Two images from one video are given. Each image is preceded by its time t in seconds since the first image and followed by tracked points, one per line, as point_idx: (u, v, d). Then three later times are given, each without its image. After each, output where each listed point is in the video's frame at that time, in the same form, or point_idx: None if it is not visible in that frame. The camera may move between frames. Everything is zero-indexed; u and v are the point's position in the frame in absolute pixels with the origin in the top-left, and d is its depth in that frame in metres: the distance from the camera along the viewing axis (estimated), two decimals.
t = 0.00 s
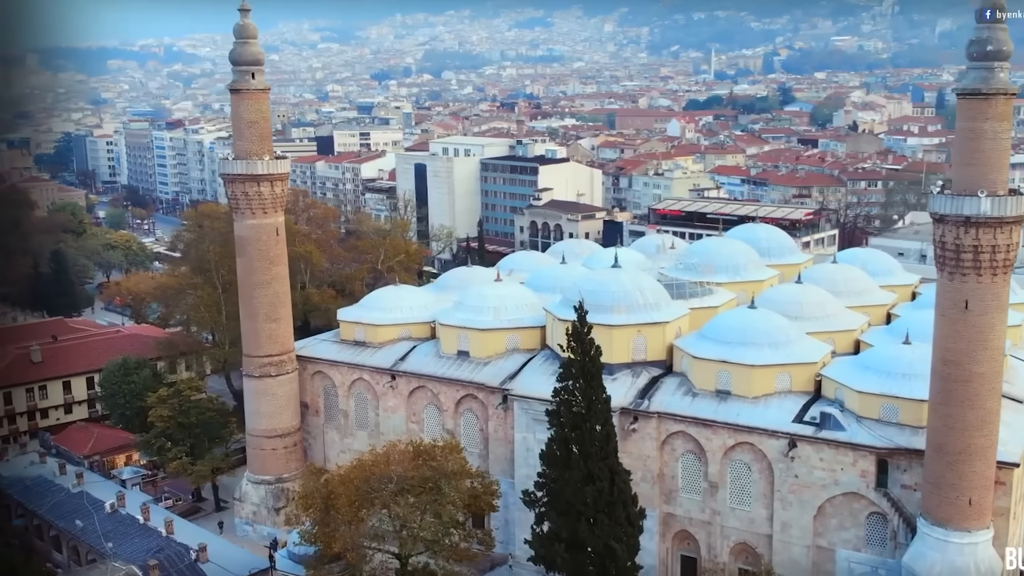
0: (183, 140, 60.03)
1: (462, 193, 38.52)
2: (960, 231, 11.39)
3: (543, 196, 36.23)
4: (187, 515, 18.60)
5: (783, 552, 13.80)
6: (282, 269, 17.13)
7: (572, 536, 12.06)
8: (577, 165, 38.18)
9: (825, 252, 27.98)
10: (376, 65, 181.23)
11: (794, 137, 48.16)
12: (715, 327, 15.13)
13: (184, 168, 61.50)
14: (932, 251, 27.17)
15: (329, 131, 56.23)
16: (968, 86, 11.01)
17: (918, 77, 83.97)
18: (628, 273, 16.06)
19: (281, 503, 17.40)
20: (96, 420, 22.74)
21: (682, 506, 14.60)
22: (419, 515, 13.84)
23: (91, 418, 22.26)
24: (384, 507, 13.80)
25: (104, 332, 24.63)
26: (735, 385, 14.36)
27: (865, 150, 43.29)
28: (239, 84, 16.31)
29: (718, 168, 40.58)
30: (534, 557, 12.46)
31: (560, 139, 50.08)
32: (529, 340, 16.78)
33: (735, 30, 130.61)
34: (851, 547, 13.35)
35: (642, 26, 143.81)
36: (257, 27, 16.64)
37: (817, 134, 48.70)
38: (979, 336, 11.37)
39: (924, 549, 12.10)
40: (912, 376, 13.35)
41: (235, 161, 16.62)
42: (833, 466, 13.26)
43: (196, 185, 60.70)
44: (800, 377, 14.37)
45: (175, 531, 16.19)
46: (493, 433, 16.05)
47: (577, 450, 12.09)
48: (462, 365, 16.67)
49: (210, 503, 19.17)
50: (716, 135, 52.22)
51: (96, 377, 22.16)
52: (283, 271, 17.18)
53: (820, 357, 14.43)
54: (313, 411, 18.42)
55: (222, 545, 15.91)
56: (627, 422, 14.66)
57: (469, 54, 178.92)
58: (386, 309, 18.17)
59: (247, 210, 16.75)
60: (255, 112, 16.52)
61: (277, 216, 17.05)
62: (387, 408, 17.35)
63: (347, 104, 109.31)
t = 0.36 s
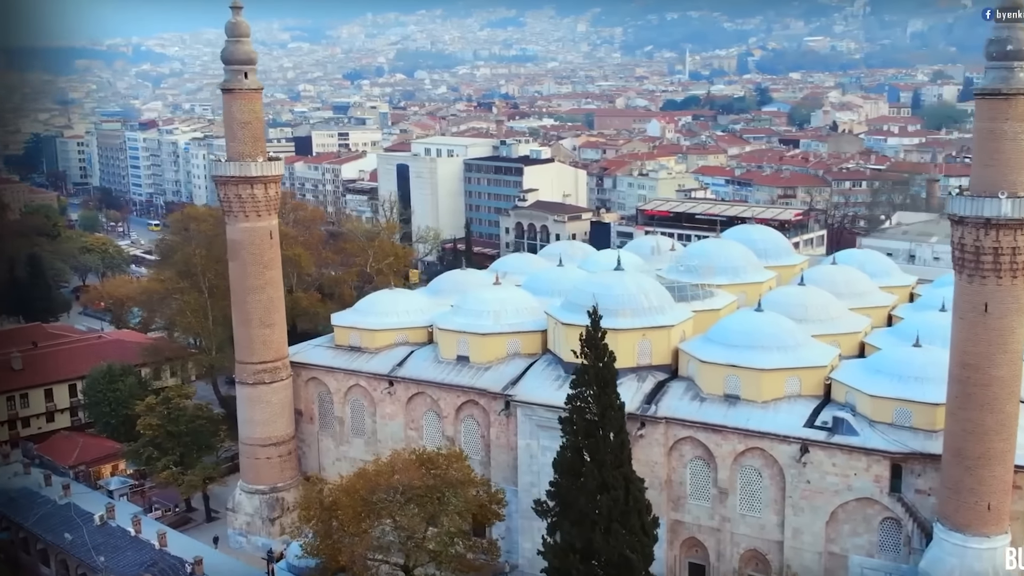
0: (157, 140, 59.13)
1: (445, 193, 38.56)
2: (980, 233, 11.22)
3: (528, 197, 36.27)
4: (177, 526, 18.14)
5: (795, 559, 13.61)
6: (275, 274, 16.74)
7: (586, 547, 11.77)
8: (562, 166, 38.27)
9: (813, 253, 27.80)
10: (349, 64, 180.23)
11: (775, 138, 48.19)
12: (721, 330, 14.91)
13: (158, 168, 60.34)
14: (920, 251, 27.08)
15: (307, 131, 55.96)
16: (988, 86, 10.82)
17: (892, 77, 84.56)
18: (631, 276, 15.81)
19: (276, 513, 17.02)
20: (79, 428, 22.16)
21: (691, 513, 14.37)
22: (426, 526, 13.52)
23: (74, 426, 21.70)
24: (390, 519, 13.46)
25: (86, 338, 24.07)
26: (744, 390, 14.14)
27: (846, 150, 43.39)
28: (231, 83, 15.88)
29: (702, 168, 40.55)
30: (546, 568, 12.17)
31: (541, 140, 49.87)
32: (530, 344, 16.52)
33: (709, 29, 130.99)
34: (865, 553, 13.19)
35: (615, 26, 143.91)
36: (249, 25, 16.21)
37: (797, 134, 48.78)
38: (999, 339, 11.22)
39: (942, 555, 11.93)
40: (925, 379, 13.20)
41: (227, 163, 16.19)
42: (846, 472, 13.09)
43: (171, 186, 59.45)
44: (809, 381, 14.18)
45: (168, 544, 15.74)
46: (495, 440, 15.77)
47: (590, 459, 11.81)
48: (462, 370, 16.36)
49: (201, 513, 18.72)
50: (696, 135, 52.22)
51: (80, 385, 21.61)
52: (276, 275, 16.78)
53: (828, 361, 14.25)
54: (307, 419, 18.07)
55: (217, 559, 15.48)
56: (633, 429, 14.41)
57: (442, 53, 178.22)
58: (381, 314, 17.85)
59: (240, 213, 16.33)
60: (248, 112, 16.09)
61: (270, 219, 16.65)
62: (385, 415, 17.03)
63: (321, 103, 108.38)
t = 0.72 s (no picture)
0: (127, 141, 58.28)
1: (424, 195, 38.71)
2: (993, 234, 11.11)
3: (509, 198, 36.45)
4: (163, 537, 17.70)
5: (801, 565, 13.48)
6: (264, 279, 16.36)
7: (597, 557, 11.52)
8: (542, 167, 38.54)
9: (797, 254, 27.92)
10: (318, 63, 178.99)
11: (752, 138, 48.39)
12: (722, 332, 14.75)
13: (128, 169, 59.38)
14: (903, 251, 27.40)
15: (280, 130, 55.70)
16: (1001, 86, 10.70)
17: (862, 77, 85.51)
18: (628, 279, 15.60)
19: (267, 524, 16.62)
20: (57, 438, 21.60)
21: (694, 519, 14.19)
22: (426, 537, 13.28)
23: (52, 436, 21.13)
24: (391, 531, 13.22)
25: (62, 345, 23.49)
26: (747, 394, 13.97)
27: (822, 151, 43.68)
28: (219, 83, 15.49)
29: (681, 169, 40.68)
30: None
31: (518, 140, 49.77)
32: (526, 349, 16.28)
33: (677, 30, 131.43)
34: (872, 558, 13.08)
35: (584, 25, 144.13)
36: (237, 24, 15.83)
37: (773, 134, 49.01)
38: (1012, 342, 11.12)
39: (953, 561, 11.82)
40: (931, 382, 13.10)
41: (215, 166, 15.82)
42: (854, 476, 12.96)
43: (140, 188, 57.62)
44: (812, 385, 14.04)
45: (156, 557, 15.30)
46: (493, 447, 15.52)
47: (601, 468, 11.55)
48: (457, 376, 16.09)
49: (187, 523, 18.29)
50: (673, 135, 52.31)
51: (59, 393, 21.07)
52: (265, 280, 16.40)
53: (832, 364, 14.13)
54: (297, 427, 17.71)
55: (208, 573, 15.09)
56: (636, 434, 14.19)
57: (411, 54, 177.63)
58: (373, 319, 17.55)
59: (228, 217, 15.95)
60: (237, 114, 15.72)
61: (260, 223, 16.30)
62: (379, 422, 16.72)
63: (290, 104, 107.56)
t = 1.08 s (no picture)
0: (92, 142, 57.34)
1: (399, 197, 38.60)
2: (1000, 237, 11.04)
3: (486, 199, 36.41)
4: (144, 550, 17.21)
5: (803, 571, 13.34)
6: (249, 285, 15.96)
7: (603, 567, 11.30)
8: (519, 168, 38.58)
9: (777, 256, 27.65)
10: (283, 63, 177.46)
11: (725, 139, 48.55)
12: (719, 336, 14.61)
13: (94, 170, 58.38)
14: (882, 251, 27.36)
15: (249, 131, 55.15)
16: (1009, 88, 10.63)
17: (830, 78, 86.43)
18: (623, 282, 15.41)
19: (253, 536, 16.18)
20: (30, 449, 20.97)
21: (693, 525, 14.02)
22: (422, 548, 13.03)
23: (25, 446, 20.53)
24: (388, 543, 13.00)
25: (33, 352, 22.88)
26: (747, 398, 13.82)
27: (795, 151, 43.90)
28: (203, 85, 15.11)
29: (656, 170, 40.69)
30: None
31: (491, 141, 49.54)
32: (519, 354, 16.05)
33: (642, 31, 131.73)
34: (874, 562, 12.97)
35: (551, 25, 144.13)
36: (220, 24, 15.44)
37: (746, 135, 49.20)
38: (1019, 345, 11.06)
39: (959, 565, 11.74)
40: (932, 384, 13.05)
41: (198, 170, 15.44)
42: (856, 481, 12.86)
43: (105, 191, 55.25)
44: (811, 389, 13.93)
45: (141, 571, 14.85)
46: (487, 455, 15.26)
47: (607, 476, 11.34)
48: (449, 382, 15.80)
49: (168, 536, 17.82)
50: (646, 136, 52.33)
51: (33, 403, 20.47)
52: (251, 286, 16.01)
53: (830, 366, 14.03)
54: (282, 436, 17.29)
55: None
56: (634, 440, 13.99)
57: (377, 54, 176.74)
58: (361, 324, 17.22)
59: (212, 221, 15.55)
60: (221, 116, 15.33)
61: (245, 227, 15.90)
62: (368, 430, 16.38)
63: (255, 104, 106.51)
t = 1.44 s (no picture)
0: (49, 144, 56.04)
1: (368, 198, 38.19)
2: (1005, 239, 10.98)
3: (458, 201, 36.11)
4: (121, 565, 16.66)
5: None
6: (229, 291, 15.49)
7: None
8: (489, 170, 38.37)
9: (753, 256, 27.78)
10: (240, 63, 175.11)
11: (692, 139, 48.62)
12: (713, 339, 14.46)
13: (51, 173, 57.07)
14: (857, 252, 27.48)
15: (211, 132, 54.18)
16: (1012, 89, 10.57)
17: (791, 79, 87.18)
18: (613, 286, 15.20)
19: (235, 549, 15.70)
20: None
21: (690, 532, 13.83)
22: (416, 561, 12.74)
23: None
24: (381, 556, 12.58)
25: None
26: (744, 403, 13.67)
27: (763, 152, 44.05)
28: (182, 86, 14.66)
29: (627, 171, 40.68)
30: None
31: (459, 142, 49.18)
32: (508, 360, 15.79)
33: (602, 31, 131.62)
34: (874, 566, 12.87)
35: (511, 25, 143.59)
36: (198, 24, 14.99)
37: (714, 136, 49.31)
38: None
39: (962, 569, 11.65)
40: (929, 387, 13.00)
41: (177, 174, 14.99)
42: (855, 484, 12.75)
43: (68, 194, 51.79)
44: (808, 392, 13.82)
45: None
46: (477, 463, 14.96)
47: (612, 485, 11.10)
48: (438, 390, 15.48)
49: (145, 550, 17.27)
50: (613, 137, 52.24)
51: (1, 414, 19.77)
52: (231, 293, 15.54)
53: (827, 369, 13.92)
54: (263, 446, 16.80)
55: None
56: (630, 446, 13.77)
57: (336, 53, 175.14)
58: (344, 331, 16.84)
59: (191, 226, 15.09)
60: (200, 118, 14.88)
61: (224, 233, 15.45)
62: (354, 440, 16.01)
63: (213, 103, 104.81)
